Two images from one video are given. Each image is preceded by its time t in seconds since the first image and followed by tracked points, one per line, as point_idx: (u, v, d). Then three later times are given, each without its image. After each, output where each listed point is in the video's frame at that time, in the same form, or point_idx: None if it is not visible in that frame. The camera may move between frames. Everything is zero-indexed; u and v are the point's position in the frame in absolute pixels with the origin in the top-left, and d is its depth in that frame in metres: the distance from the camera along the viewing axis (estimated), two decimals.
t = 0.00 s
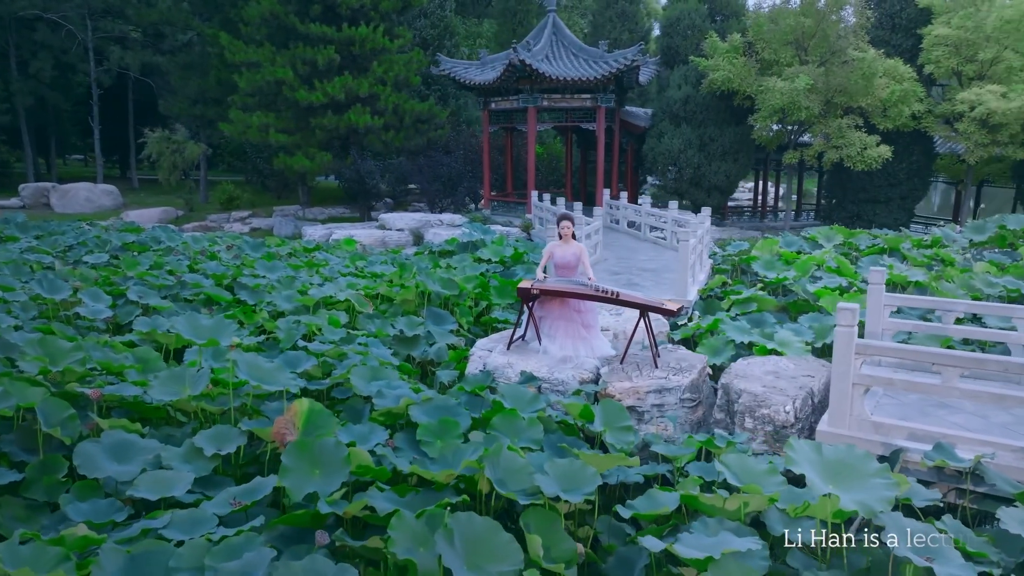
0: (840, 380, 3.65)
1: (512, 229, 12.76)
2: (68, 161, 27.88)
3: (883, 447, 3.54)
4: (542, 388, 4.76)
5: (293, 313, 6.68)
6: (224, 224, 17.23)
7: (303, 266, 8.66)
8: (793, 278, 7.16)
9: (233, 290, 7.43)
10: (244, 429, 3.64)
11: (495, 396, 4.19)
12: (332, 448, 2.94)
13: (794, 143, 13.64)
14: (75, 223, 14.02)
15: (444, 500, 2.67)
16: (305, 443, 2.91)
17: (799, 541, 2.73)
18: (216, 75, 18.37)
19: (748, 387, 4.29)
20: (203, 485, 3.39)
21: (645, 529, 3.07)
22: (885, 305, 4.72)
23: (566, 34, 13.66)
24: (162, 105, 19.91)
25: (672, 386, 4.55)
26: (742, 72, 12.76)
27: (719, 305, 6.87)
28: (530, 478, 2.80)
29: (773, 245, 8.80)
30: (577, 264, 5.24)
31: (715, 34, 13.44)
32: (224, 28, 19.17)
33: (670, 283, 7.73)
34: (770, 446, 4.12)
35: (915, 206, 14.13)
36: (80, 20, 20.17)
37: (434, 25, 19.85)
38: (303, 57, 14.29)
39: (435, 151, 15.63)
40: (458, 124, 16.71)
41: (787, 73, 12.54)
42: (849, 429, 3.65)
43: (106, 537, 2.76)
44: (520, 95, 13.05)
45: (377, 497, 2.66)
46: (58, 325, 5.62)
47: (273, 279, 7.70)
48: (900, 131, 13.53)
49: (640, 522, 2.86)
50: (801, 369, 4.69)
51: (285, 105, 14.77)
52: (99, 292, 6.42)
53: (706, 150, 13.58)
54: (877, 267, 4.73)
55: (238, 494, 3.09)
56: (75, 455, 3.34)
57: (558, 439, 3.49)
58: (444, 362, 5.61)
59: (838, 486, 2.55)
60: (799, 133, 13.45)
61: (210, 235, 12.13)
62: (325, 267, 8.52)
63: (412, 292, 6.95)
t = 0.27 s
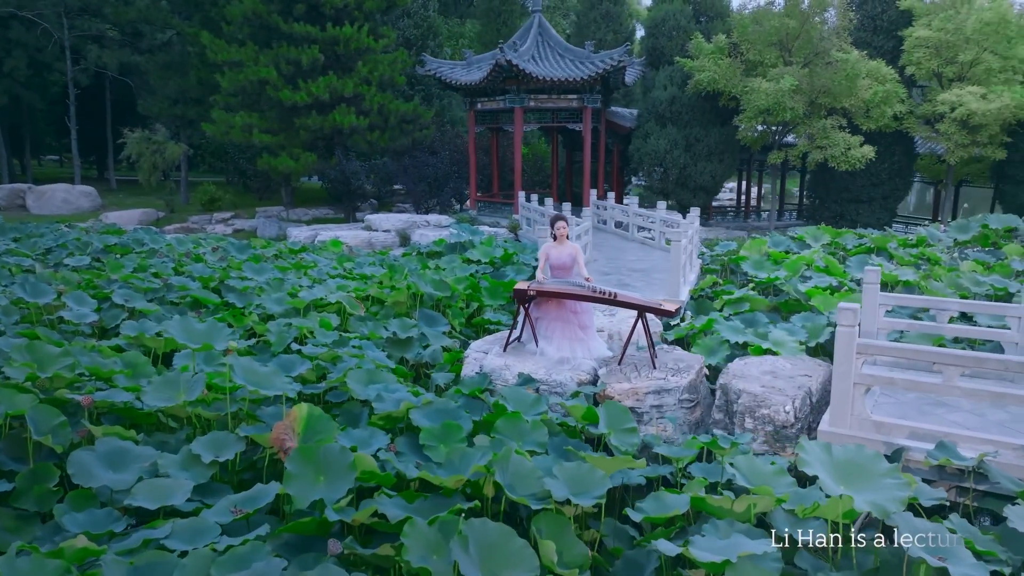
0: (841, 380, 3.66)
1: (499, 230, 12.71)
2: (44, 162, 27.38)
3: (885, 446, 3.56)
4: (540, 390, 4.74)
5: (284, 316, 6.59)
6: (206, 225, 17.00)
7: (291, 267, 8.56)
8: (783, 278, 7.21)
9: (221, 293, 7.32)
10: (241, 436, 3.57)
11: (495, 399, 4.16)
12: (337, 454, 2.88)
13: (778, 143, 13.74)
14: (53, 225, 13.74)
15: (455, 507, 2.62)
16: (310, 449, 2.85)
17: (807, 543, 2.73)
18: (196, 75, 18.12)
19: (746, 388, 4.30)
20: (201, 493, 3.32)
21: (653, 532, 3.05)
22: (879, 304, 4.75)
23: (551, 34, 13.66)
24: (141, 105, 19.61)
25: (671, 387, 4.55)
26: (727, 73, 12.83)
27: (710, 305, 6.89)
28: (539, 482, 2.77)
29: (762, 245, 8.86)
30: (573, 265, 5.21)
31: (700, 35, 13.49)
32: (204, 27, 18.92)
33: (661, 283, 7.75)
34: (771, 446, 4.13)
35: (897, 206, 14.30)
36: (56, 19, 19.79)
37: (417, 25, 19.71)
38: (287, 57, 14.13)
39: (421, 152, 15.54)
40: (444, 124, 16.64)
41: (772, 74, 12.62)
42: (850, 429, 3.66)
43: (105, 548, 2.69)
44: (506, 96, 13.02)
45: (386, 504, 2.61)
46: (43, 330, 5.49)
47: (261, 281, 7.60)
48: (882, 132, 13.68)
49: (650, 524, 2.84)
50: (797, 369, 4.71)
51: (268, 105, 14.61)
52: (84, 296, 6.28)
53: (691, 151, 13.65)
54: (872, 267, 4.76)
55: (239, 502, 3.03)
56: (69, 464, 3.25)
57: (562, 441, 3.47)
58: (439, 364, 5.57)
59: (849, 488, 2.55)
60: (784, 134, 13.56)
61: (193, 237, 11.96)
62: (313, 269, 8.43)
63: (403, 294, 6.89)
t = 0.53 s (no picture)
0: (843, 380, 3.67)
1: (489, 230, 12.68)
2: (22, 162, 26.92)
3: (886, 446, 3.58)
4: (539, 392, 4.72)
5: (276, 318, 6.53)
6: (191, 227, 16.81)
7: (281, 268, 8.47)
8: (776, 277, 7.24)
9: (211, 295, 7.23)
10: (241, 441, 3.53)
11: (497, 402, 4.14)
12: (343, 459, 2.84)
13: (766, 144, 13.83)
14: (35, 227, 13.51)
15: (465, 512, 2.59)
16: (315, 454, 2.82)
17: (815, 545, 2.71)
18: (180, 75, 17.92)
19: (747, 388, 4.30)
20: (200, 499, 3.27)
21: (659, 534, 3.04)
22: (876, 304, 4.78)
23: (540, 34, 13.65)
24: (123, 105, 19.34)
25: (671, 387, 4.54)
26: (715, 74, 12.89)
27: (705, 305, 6.91)
28: (549, 485, 2.75)
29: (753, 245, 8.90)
30: (570, 266, 5.18)
31: (689, 36, 13.53)
32: (188, 26, 18.70)
33: (654, 283, 7.76)
34: (771, 446, 4.14)
35: (882, 206, 14.43)
36: (35, 17, 19.47)
37: (403, 25, 19.57)
38: (274, 57, 14.01)
39: (409, 152, 15.46)
40: (431, 125, 16.57)
41: (760, 75, 12.68)
42: (852, 428, 3.68)
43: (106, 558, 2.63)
44: (495, 96, 12.99)
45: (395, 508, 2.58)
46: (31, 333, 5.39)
47: (252, 283, 7.52)
48: (868, 132, 13.79)
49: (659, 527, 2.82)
50: (796, 368, 4.72)
51: (255, 105, 14.47)
52: (72, 299, 6.17)
53: (680, 151, 13.69)
54: (869, 266, 4.78)
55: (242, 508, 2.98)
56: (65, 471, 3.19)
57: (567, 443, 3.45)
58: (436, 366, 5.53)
59: (859, 488, 2.55)
60: (771, 135, 13.64)
61: (179, 238, 11.80)
62: (304, 270, 8.34)
63: (398, 295, 6.85)
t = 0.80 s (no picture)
0: (847, 379, 3.69)
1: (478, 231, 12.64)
2: None
3: (890, 444, 3.60)
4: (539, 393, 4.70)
5: (269, 321, 6.45)
6: (175, 228, 16.60)
7: (271, 270, 8.38)
8: (769, 276, 7.27)
9: (200, 298, 7.14)
10: (242, 446, 3.47)
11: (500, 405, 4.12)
12: (352, 464, 2.79)
13: (752, 144, 13.91)
14: (14, 229, 13.26)
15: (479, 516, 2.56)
16: (324, 459, 2.77)
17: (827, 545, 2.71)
18: (162, 74, 17.69)
19: (748, 388, 4.31)
20: (201, 506, 3.21)
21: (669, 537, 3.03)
22: (873, 303, 4.81)
23: (527, 35, 13.64)
24: (103, 105, 19.05)
25: (672, 387, 4.54)
26: (702, 74, 12.96)
27: (699, 305, 6.93)
28: (561, 488, 2.73)
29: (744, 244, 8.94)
30: (568, 266, 5.16)
31: (676, 36, 13.58)
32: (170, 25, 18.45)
33: (647, 283, 7.77)
34: (774, 445, 4.15)
35: (867, 205, 14.57)
36: (12, 15, 19.11)
37: (388, 25, 19.40)
38: (259, 56, 13.86)
39: (396, 152, 15.37)
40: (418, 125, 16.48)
41: (747, 75, 12.76)
42: (855, 427, 3.70)
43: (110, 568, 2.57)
44: (483, 96, 12.95)
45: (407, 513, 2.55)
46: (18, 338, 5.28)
47: (242, 285, 7.43)
48: (853, 132, 13.92)
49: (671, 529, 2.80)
50: (795, 368, 4.74)
51: (240, 105, 14.31)
52: (58, 303, 6.05)
53: (667, 151, 13.73)
54: (866, 266, 4.81)
55: (247, 515, 2.92)
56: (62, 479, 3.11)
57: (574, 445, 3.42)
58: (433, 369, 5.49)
59: (872, 488, 2.56)
60: (757, 135, 13.73)
61: (164, 240, 11.64)
62: (294, 272, 8.26)
63: (391, 297, 6.79)
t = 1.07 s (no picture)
0: (850, 378, 3.70)
1: (467, 231, 12.59)
2: None
3: (893, 442, 3.62)
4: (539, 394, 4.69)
5: (261, 323, 6.37)
6: (157, 230, 16.37)
7: (260, 272, 8.28)
8: (761, 276, 7.31)
9: (189, 300, 7.05)
10: (244, 451, 3.42)
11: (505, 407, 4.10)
12: (362, 470, 2.75)
13: (739, 144, 13.99)
14: None
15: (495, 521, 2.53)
16: (333, 464, 2.73)
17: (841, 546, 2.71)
18: (143, 74, 17.44)
19: (749, 387, 4.32)
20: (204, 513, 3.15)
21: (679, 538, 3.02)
22: (871, 302, 4.83)
23: (515, 35, 13.62)
24: (82, 104, 18.74)
25: (673, 388, 4.54)
26: (690, 75, 13.02)
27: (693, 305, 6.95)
28: (575, 491, 2.71)
29: (734, 244, 8.98)
30: (566, 267, 5.14)
31: (663, 37, 13.62)
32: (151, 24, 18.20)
33: (640, 283, 7.78)
34: (775, 445, 4.17)
35: (851, 205, 14.71)
36: None
37: (372, 25, 19.17)
38: (243, 55, 13.72)
39: (382, 152, 15.28)
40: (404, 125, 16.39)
41: (734, 76, 12.83)
42: (858, 426, 3.71)
43: None
44: (471, 96, 12.91)
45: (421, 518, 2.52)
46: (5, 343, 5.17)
47: (232, 287, 7.33)
48: (838, 133, 14.03)
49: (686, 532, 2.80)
50: (794, 367, 4.76)
51: (224, 105, 14.15)
52: (45, 306, 5.93)
53: (655, 152, 13.77)
54: (863, 265, 4.84)
55: (253, 523, 2.88)
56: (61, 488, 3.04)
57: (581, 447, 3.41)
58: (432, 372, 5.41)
59: (886, 487, 2.57)
60: (743, 135, 13.81)
61: (147, 242, 11.47)
62: (284, 274, 8.17)
63: (385, 298, 6.74)
